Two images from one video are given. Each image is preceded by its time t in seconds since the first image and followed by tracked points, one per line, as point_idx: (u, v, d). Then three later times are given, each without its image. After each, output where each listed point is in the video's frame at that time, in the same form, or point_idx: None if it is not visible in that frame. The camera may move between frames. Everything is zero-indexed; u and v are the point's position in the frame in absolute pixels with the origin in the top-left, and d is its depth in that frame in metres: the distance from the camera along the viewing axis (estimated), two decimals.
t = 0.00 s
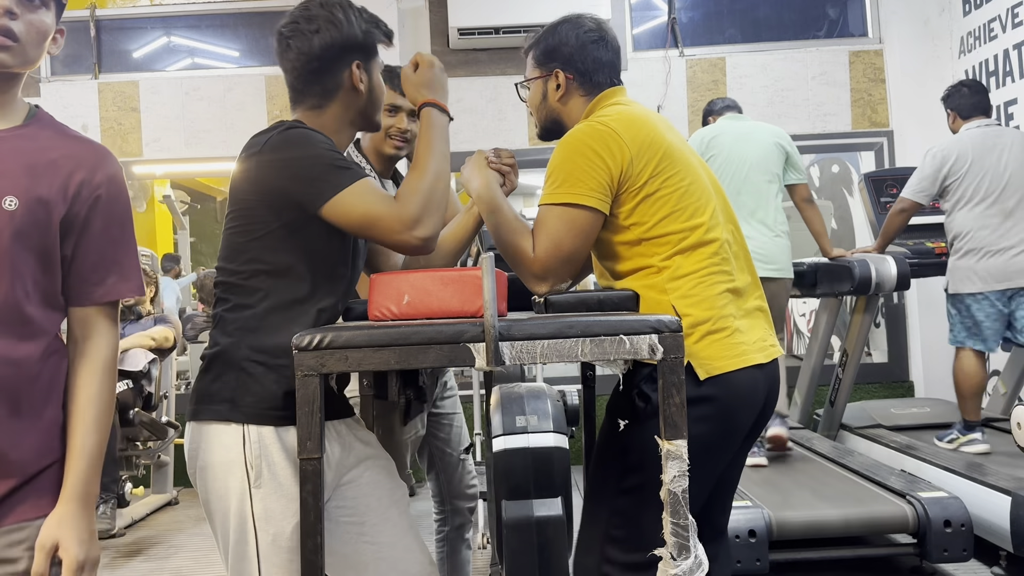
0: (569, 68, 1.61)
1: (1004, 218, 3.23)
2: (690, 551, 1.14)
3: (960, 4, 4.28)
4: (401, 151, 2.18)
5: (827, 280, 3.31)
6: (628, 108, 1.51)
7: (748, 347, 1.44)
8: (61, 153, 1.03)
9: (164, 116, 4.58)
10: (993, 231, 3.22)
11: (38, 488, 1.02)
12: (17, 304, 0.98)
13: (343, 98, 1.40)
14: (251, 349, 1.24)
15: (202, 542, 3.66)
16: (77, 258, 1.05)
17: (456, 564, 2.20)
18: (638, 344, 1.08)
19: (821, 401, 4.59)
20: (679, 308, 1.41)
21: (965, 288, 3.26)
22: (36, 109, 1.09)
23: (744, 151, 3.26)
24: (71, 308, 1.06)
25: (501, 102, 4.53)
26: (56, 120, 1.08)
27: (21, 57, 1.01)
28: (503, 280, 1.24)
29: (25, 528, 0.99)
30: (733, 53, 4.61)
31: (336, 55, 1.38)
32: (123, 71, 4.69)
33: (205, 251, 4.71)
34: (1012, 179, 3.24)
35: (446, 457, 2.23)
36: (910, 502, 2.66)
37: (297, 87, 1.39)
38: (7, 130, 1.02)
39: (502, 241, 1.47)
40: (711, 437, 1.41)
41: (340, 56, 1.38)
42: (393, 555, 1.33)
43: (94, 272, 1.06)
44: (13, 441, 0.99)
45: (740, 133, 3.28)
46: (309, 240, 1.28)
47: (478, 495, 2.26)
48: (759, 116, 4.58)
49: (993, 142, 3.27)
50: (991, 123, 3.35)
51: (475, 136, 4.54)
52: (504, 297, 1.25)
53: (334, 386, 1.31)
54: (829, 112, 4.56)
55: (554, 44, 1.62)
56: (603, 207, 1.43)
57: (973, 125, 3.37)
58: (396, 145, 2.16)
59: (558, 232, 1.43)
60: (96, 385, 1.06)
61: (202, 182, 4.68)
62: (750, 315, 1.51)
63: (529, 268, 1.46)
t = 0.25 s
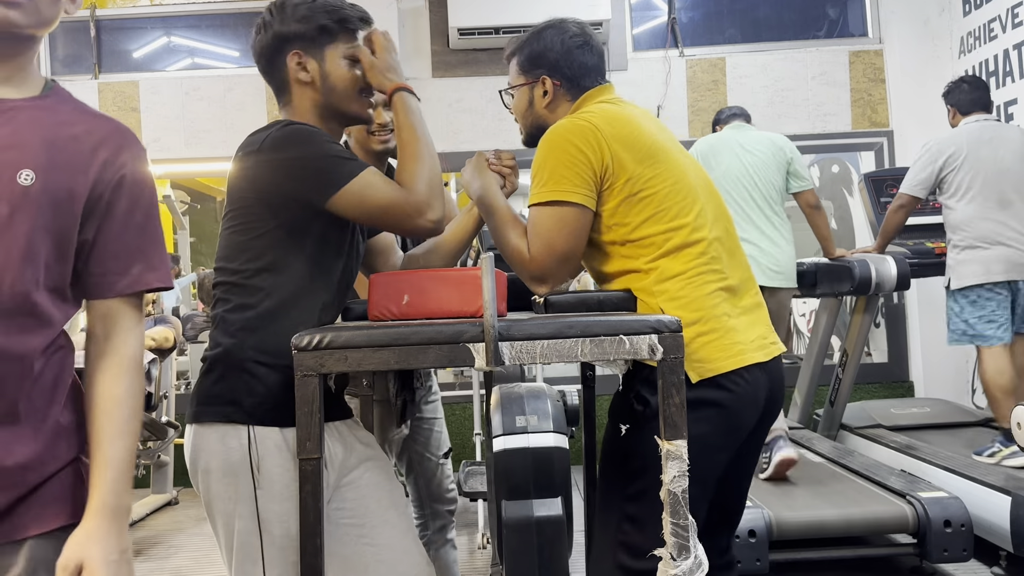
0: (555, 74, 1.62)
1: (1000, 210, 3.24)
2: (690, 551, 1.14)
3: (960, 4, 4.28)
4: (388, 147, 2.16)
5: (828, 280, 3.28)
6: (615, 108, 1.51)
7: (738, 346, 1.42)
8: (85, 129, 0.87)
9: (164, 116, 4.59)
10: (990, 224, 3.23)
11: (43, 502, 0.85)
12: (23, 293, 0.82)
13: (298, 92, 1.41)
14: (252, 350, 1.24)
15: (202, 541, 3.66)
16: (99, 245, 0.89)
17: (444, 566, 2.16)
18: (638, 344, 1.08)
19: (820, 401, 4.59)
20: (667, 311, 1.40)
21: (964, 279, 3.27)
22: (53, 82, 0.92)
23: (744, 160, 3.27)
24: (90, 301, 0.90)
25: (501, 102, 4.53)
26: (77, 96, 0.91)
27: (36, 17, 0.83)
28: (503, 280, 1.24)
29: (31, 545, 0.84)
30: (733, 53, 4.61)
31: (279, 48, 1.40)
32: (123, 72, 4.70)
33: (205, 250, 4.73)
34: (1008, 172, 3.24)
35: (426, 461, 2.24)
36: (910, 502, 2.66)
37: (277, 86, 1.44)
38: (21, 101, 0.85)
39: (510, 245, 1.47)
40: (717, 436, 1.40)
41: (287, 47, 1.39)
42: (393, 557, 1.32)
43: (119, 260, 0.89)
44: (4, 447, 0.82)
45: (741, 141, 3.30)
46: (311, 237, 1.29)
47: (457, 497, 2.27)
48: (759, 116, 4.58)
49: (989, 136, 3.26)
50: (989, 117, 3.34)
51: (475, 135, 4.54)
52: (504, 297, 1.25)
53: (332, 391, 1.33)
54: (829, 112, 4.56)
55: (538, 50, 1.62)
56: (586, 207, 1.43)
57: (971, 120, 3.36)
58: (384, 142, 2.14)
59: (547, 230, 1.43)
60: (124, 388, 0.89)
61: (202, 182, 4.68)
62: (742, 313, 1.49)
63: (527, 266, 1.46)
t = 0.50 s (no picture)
0: (609, 68, 1.61)
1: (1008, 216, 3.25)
2: (690, 551, 1.14)
3: (960, 3, 4.28)
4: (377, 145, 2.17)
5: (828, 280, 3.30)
6: (653, 119, 1.51)
7: (761, 365, 1.44)
8: (78, 107, 0.79)
9: (164, 115, 4.58)
10: (998, 229, 3.24)
11: (44, 514, 0.79)
12: (19, 288, 0.75)
13: (289, 96, 1.42)
14: (251, 348, 1.24)
15: (202, 542, 3.66)
16: (103, 232, 0.82)
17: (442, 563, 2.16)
18: (638, 344, 1.09)
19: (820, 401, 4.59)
20: (694, 325, 1.41)
21: (969, 284, 3.28)
22: (41, 56, 0.83)
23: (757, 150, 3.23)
24: (100, 293, 0.83)
25: (501, 102, 4.53)
26: (67, 71, 0.83)
27: None
28: (503, 280, 1.24)
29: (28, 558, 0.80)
30: (733, 53, 4.61)
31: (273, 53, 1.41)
32: (123, 71, 4.70)
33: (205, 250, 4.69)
34: (1015, 179, 3.24)
35: (421, 461, 2.23)
36: (910, 502, 2.66)
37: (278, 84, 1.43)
38: (8, 79, 0.77)
39: (511, 238, 1.48)
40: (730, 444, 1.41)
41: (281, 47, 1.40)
42: (393, 557, 1.32)
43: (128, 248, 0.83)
44: (5, 454, 0.76)
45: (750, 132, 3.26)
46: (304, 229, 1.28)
47: (453, 496, 2.28)
48: (758, 116, 4.58)
49: (997, 142, 3.26)
50: (998, 122, 3.32)
51: (475, 135, 4.54)
52: (504, 297, 1.25)
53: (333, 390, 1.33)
54: (829, 112, 4.57)
55: (591, 44, 1.61)
56: (621, 215, 1.43)
57: (979, 124, 3.34)
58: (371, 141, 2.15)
59: (570, 233, 1.43)
60: (152, 379, 0.82)
61: (202, 183, 4.66)
62: (761, 333, 1.52)
63: (536, 265, 1.46)
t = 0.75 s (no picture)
0: (603, 65, 1.61)
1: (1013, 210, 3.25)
2: (690, 551, 1.14)
3: (960, 3, 4.27)
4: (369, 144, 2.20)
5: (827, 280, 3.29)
6: (643, 115, 1.51)
7: (746, 367, 1.45)
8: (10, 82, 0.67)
9: (164, 115, 4.59)
10: (1003, 224, 3.24)
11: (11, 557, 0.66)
12: None
13: (290, 94, 1.42)
14: (250, 346, 1.24)
15: (202, 542, 3.66)
16: (55, 226, 0.71)
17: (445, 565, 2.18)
18: (638, 344, 1.09)
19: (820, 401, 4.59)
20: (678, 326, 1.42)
21: (972, 280, 3.29)
22: None
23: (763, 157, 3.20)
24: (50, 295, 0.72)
25: (501, 102, 4.53)
26: None
27: None
28: (503, 280, 1.24)
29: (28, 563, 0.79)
30: (733, 53, 4.61)
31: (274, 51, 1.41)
32: (123, 71, 4.70)
33: (204, 251, 4.74)
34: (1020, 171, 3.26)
35: (430, 461, 2.20)
36: (910, 502, 2.66)
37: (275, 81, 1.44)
38: None
39: (502, 242, 1.48)
40: (723, 443, 1.43)
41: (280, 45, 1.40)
42: (392, 557, 1.32)
43: (95, 236, 0.73)
44: None
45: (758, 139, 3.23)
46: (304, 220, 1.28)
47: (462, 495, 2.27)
48: (759, 116, 4.58)
49: (999, 136, 3.27)
50: (999, 115, 3.34)
51: (475, 136, 4.54)
52: (504, 297, 1.25)
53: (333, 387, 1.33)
54: (829, 112, 4.57)
55: (584, 43, 1.61)
56: (608, 214, 1.43)
57: (980, 118, 3.35)
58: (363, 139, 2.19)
59: (560, 232, 1.43)
60: (125, 382, 0.74)
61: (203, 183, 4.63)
62: (749, 334, 1.52)
63: (530, 266, 1.45)
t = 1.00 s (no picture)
0: (586, 61, 1.61)
1: (1004, 220, 3.24)
2: (690, 551, 1.14)
3: (960, 3, 4.26)
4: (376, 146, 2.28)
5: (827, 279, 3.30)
6: (634, 110, 1.50)
7: (741, 363, 1.45)
8: None
9: (164, 116, 4.59)
10: (992, 232, 3.23)
11: None
12: None
13: (295, 96, 1.39)
14: (250, 346, 1.24)
15: (202, 542, 3.66)
16: None
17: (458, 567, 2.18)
18: (638, 344, 1.08)
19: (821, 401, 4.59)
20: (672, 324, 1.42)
21: (960, 288, 3.28)
22: None
23: (757, 153, 3.23)
24: None
25: (501, 102, 4.53)
26: None
27: None
28: (503, 280, 1.24)
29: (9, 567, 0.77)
30: (733, 53, 4.61)
31: (277, 57, 1.38)
32: (123, 72, 4.70)
33: (205, 251, 4.68)
34: (1011, 180, 3.24)
35: (446, 463, 2.20)
36: (910, 502, 2.66)
37: (271, 88, 1.41)
38: None
39: (503, 246, 1.47)
40: (721, 442, 1.43)
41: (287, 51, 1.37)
42: (391, 557, 1.32)
43: None
44: None
45: (752, 132, 3.26)
46: (308, 228, 1.29)
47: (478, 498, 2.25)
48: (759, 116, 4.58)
49: (992, 144, 3.27)
50: (992, 123, 3.34)
51: (475, 136, 4.55)
52: (503, 297, 1.25)
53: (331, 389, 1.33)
54: (829, 112, 4.57)
55: (566, 41, 1.61)
56: (600, 214, 1.43)
57: (973, 125, 3.36)
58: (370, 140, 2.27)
59: (554, 233, 1.43)
60: None
61: (203, 183, 4.62)
62: (744, 328, 1.52)
63: (528, 267, 1.45)
